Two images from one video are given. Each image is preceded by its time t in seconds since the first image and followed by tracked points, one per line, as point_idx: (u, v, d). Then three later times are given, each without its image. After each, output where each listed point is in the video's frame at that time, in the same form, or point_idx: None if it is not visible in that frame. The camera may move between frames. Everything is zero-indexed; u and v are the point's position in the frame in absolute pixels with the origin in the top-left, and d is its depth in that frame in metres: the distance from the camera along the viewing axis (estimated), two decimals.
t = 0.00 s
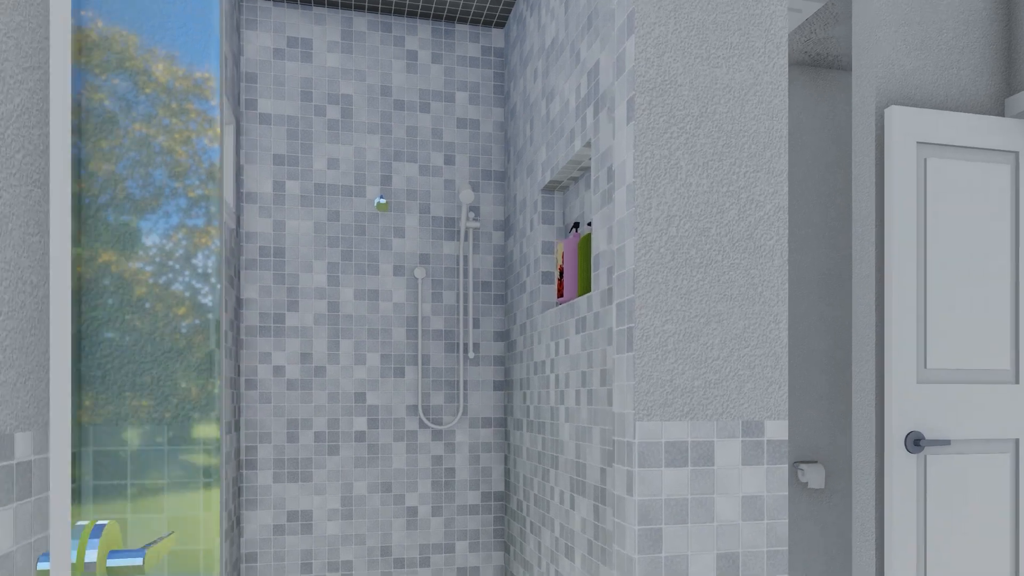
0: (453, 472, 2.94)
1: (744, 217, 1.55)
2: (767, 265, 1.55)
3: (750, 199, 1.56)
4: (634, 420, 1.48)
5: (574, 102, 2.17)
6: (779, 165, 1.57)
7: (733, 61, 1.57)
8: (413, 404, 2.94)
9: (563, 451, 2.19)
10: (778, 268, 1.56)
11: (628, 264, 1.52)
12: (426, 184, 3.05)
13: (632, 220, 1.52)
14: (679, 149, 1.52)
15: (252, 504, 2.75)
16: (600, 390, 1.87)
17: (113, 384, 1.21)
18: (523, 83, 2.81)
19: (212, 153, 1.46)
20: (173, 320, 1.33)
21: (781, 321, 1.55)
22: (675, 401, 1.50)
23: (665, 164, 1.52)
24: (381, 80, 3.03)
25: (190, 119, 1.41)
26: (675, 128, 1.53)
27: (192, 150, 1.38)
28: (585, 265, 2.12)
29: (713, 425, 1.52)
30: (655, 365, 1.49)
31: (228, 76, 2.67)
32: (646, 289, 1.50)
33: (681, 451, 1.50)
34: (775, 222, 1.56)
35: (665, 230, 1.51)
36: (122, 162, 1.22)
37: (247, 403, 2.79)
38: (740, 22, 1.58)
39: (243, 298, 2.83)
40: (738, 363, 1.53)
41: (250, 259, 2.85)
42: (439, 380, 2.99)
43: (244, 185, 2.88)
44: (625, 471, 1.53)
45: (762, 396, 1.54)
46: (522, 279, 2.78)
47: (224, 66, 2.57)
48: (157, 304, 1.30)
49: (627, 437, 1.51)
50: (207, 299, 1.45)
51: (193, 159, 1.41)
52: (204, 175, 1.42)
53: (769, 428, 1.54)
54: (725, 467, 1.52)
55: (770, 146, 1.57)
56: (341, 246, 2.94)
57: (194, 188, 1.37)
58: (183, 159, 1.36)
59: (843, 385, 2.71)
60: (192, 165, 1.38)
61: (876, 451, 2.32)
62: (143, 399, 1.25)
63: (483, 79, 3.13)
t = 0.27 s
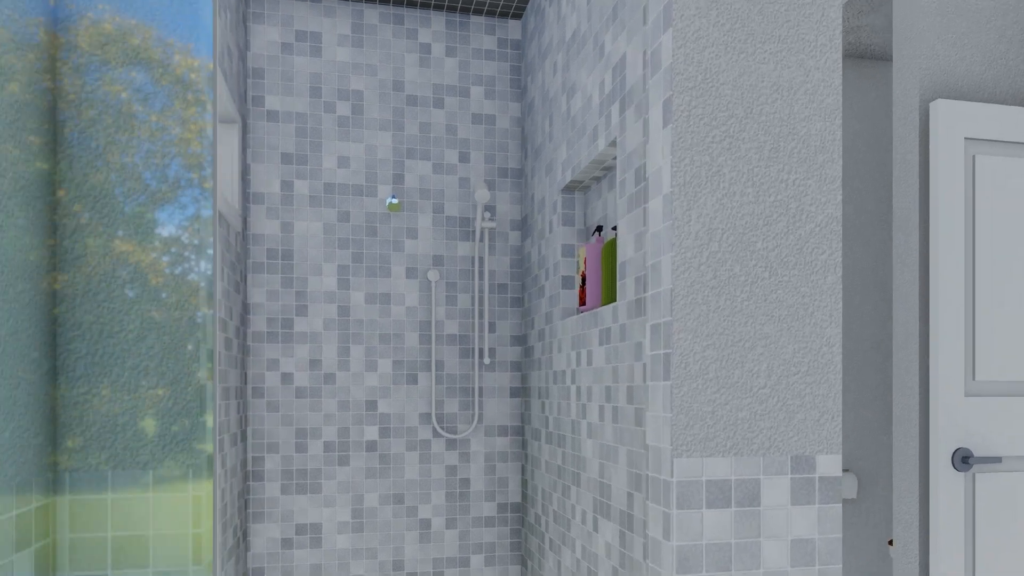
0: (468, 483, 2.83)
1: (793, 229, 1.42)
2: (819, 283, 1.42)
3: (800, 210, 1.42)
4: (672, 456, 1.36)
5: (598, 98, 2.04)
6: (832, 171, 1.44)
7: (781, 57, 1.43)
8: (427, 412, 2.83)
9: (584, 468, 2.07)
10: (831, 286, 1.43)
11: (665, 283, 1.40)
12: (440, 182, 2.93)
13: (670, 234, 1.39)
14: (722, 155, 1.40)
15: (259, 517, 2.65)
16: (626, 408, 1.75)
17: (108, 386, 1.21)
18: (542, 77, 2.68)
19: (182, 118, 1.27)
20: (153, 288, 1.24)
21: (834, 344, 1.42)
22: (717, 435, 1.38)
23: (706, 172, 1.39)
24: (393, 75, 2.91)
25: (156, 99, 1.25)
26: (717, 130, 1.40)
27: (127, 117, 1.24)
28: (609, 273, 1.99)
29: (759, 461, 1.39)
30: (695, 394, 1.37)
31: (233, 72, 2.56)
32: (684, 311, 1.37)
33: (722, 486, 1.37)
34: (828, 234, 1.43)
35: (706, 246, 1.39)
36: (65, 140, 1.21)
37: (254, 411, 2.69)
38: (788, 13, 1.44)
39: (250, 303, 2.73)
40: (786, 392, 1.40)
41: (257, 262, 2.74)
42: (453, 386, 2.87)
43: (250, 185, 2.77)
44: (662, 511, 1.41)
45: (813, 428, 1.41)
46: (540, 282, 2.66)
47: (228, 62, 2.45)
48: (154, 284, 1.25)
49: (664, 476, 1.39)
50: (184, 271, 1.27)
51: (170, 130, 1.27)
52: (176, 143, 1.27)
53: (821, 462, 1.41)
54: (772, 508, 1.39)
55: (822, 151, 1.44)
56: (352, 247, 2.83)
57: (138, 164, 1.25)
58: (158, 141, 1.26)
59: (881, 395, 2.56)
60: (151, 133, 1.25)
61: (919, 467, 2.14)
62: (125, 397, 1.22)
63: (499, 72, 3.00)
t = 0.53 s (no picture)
0: (484, 496, 2.71)
1: (856, 248, 1.21)
2: (885, 309, 1.22)
3: (864, 225, 1.22)
4: (717, 507, 1.17)
5: (624, 95, 1.90)
6: (900, 181, 1.23)
7: (841, 51, 1.23)
8: (441, 422, 2.71)
9: (609, 490, 1.94)
10: (898, 313, 1.23)
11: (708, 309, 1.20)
12: (455, 182, 2.80)
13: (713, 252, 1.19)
14: (775, 165, 1.19)
15: (267, 533, 2.55)
16: (655, 432, 1.62)
17: (78, 450, 0.58)
18: (562, 71, 2.54)
19: (185, 91, 0.62)
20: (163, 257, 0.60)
21: (902, 380, 1.22)
22: (769, 483, 1.18)
23: (757, 185, 1.19)
24: (405, 70, 2.78)
25: (150, 85, 0.61)
26: (770, 138, 1.20)
27: (132, 89, 0.60)
28: (634, 284, 1.84)
29: (817, 512, 1.19)
30: (744, 439, 1.18)
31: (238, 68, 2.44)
32: (731, 345, 1.17)
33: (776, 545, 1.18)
34: (894, 254, 1.23)
35: (756, 269, 1.18)
36: (35, 85, 0.56)
37: (261, 423, 2.58)
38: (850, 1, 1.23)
39: (257, 309, 2.62)
40: (849, 435, 1.20)
41: (263, 267, 2.63)
42: (468, 395, 2.75)
43: (257, 186, 2.66)
44: (704, 566, 1.22)
45: (876, 473, 1.21)
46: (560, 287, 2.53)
47: (232, 58, 2.33)
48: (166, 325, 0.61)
49: (707, 528, 1.20)
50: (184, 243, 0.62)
51: (161, 97, 0.61)
52: (172, 120, 0.62)
53: (885, 511, 1.21)
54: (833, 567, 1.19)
55: (889, 157, 1.23)
56: (362, 251, 2.71)
57: (133, 173, 0.60)
58: (129, 119, 0.60)
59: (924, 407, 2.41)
60: (145, 107, 0.60)
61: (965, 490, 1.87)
62: (111, 437, 0.59)
63: (516, 66, 2.87)
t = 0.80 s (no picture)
0: (500, 512, 2.58)
1: (940, 236, 0.88)
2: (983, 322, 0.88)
3: (961, 204, 0.88)
4: None
5: (653, 94, 1.76)
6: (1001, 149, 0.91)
7: None
8: (455, 435, 2.59)
9: (635, 517, 1.81)
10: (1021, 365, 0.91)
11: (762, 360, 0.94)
12: (470, 182, 2.67)
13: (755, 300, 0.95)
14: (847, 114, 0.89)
15: (273, 551, 2.44)
16: (688, 462, 1.49)
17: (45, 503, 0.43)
18: (583, 65, 2.40)
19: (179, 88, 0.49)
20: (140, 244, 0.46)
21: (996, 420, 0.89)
22: (834, 553, 0.86)
23: (822, 207, 0.89)
24: (417, 65, 2.65)
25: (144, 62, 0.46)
26: (834, 149, 0.89)
27: (141, 80, 0.46)
28: (666, 298, 1.70)
29: None
30: (804, 497, 0.87)
31: (242, 65, 2.31)
32: (788, 406, 0.88)
33: None
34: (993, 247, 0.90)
35: (819, 310, 0.88)
36: None
37: (267, 436, 2.47)
38: None
39: (262, 318, 2.51)
40: (930, 492, 0.86)
41: (269, 273, 2.52)
42: (484, 407, 2.62)
43: (263, 188, 2.54)
44: None
45: (968, 553, 0.86)
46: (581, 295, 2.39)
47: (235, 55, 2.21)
48: (148, 321, 0.47)
49: None
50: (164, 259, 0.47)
51: (166, 92, 0.48)
52: (168, 109, 0.48)
53: None
54: None
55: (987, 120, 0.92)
56: (372, 255, 2.59)
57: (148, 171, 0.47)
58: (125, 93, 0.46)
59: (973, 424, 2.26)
60: (148, 93, 0.47)
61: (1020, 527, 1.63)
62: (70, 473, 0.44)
63: (534, 60, 2.73)
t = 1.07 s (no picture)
0: (516, 531, 2.47)
1: None
2: None
3: None
4: None
5: (684, 94, 1.62)
6: None
7: None
8: (469, 450, 2.47)
9: (662, 551, 1.69)
10: None
11: (832, 415, 0.76)
12: (484, 184, 2.54)
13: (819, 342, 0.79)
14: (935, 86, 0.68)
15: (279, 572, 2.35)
16: (723, 501, 1.37)
17: None
18: (605, 61, 2.26)
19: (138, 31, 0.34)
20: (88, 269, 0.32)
21: None
22: None
23: (902, 238, 0.68)
24: (429, 61, 2.52)
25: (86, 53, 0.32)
26: (917, 167, 0.68)
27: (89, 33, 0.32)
28: (697, 317, 1.56)
29: None
30: None
31: (244, 64, 2.19)
32: (862, 478, 0.68)
33: None
34: None
35: (900, 363, 0.68)
36: None
37: (272, 452, 2.37)
38: None
39: (268, 328, 2.40)
40: None
41: (275, 281, 2.41)
42: (499, 420, 2.50)
43: (267, 192, 2.42)
44: None
45: None
46: (602, 304, 2.26)
47: (236, 53, 2.08)
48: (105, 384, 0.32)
49: None
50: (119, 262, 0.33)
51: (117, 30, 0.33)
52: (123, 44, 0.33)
53: None
54: None
55: None
56: (382, 262, 2.47)
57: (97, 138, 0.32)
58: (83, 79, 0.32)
59: None
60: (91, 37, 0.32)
61: None
62: None
63: (552, 55, 2.59)
